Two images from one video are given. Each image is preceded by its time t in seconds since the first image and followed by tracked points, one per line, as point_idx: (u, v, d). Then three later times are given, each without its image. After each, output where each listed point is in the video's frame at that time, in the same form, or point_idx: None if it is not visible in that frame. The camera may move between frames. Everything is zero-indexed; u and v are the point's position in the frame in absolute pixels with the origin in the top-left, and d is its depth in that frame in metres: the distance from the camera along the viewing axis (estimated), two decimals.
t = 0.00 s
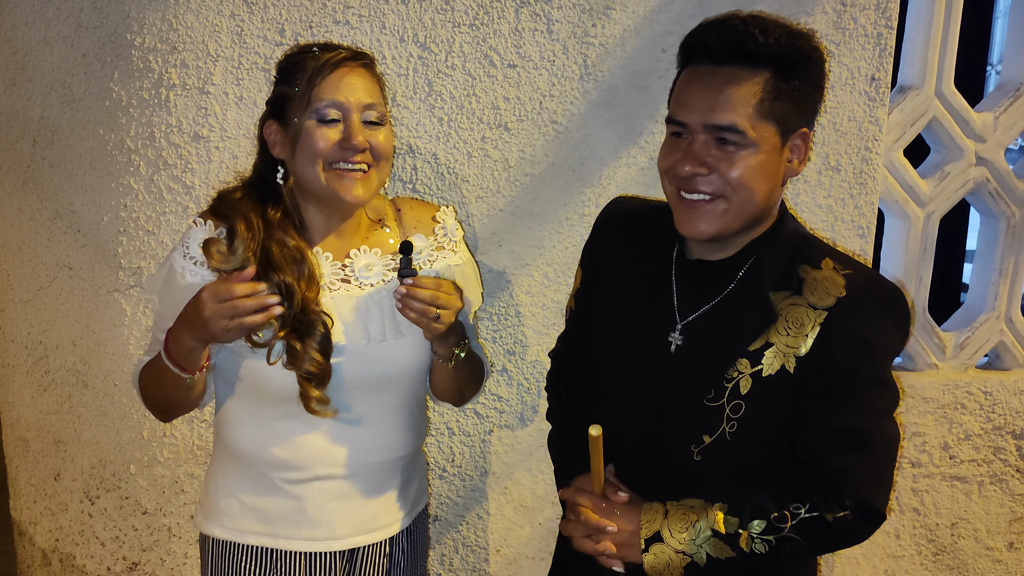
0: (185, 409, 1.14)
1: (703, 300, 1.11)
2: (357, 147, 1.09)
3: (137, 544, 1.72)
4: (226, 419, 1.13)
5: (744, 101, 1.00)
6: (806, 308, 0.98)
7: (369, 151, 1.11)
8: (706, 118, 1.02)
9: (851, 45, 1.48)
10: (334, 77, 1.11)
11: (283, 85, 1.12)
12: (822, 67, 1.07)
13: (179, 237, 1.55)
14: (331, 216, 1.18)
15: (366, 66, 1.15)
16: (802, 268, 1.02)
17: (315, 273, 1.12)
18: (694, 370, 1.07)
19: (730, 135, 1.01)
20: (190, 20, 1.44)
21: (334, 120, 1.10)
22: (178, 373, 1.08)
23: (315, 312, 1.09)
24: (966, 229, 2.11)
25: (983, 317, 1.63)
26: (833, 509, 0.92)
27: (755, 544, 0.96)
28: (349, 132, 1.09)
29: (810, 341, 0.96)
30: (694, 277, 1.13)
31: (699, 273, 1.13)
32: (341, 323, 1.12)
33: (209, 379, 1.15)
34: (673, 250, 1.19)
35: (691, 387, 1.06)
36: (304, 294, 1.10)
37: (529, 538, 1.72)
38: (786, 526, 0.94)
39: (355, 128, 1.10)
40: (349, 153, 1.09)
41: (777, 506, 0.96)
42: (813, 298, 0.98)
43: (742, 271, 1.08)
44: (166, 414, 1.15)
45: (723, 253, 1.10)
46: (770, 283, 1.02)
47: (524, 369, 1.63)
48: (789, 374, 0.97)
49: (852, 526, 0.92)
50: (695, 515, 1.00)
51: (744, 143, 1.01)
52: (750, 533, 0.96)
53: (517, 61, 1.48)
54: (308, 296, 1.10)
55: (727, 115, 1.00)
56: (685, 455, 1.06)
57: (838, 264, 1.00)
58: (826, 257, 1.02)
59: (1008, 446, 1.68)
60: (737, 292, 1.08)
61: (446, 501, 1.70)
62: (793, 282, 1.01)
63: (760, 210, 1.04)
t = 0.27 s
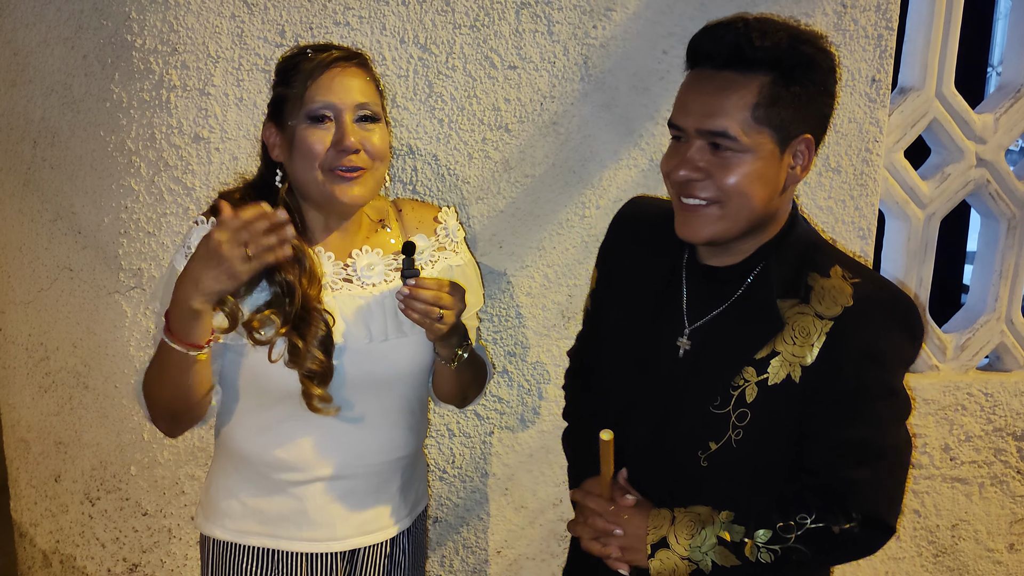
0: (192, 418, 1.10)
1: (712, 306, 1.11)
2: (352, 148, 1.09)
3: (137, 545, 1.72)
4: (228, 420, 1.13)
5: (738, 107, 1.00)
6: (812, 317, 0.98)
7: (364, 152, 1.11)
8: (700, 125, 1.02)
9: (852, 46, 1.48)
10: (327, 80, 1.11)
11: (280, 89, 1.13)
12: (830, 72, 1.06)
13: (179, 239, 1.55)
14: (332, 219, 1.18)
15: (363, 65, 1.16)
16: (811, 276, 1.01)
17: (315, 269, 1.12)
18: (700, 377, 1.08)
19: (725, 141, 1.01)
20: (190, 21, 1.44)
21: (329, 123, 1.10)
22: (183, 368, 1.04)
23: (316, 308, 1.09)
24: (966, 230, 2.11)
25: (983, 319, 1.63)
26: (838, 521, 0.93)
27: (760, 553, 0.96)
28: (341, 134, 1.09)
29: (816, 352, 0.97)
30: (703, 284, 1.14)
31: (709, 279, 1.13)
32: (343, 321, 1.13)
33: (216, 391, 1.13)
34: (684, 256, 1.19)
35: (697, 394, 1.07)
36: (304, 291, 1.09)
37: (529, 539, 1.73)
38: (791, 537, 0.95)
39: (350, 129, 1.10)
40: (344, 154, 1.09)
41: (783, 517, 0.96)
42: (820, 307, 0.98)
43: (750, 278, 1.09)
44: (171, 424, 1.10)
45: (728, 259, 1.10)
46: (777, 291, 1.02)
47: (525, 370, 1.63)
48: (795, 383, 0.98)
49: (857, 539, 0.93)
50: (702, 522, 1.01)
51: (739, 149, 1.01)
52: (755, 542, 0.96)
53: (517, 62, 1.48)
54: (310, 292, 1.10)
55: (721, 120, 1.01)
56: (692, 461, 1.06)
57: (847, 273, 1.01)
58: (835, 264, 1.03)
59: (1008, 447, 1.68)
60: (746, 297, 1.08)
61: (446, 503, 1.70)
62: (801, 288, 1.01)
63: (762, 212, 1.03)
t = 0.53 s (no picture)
0: (204, 422, 1.10)
1: (717, 309, 1.11)
2: (351, 150, 1.09)
3: (139, 546, 1.72)
4: (231, 422, 1.13)
5: (739, 113, 1.01)
6: (813, 324, 0.99)
7: (363, 155, 1.11)
8: (701, 130, 1.03)
9: (852, 49, 1.48)
10: (325, 83, 1.12)
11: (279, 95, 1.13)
12: (840, 77, 1.05)
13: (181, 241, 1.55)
14: (335, 220, 1.19)
15: (360, 67, 1.16)
16: (815, 283, 1.01)
17: (318, 273, 1.13)
18: (704, 381, 1.08)
19: (725, 146, 1.02)
20: (193, 23, 1.44)
21: (327, 126, 1.11)
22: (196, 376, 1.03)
23: (319, 312, 1.09)
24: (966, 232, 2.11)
25: (984, 321, 1.64)
26: (839, 527, 0.93)
27: (759, 557, 0.96)
28: (340, 136, 1.10)
29: (815, 358, 0.97)
30: (709, 285, 1.13)
31: (714, 281, 1.13)
32: (346, 322, 1.13)
33: (226, 399, 1.12)
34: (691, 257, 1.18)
35: (701, 399, 1.07)
36: (307, 294, 1.10)
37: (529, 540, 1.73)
38: (791, 541, 0.95)
39: (348, 131, 1.10)
40: (344, 157, 1.10)
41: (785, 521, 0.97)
42: (821, 315, 0.98)
43: (754, 284, 1.08)
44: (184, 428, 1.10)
45: (734, 263, 1.10)
46: (781, 296, 1.02)
47: (526, 372, 1.63)
48: (795, 390, 0.98)
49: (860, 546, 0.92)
50: (704, 524, 1.01)
51: (739, 154, 1.01)
52: (755, 545, 0.97)
53: (519, 64, 1.48)
54: (314, 296, 1.10)
55: (720, 125, 1.01)
56: (695, 464, 1.07)
57: (851, 279, 1.00)
58: (840, 270, 1.02)
59: (1009, 449, 1.68)
60: (750, 301, 1.08)
61: (447, 504, 1.70)
62: (802, 296, 1.01)
63: (765, 215, 1.03)
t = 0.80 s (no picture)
0: (205, 424, 1.10)
1: (706, 297, 1.11)
2: (356, 152, 1.09)
3: (140, 546, 1.72)
4: (233, 422, 1.13)
5: (732, 106, 1.01)
6: (806, 304, 1.00)
7: (368, 157, 1.11)
8: (694, 121, 1.04)
9: (854, 50, 1.48)
10: (332, 84, 1.11)
11: (284, 95, 1.14)
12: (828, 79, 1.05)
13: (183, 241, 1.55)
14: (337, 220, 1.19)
15: (366, 69, 1.16)
16: (803, 268, 1.04)
17: (320, 275, 1.13)
18: (698, 369, 1.08)
19: (715, 138, 1.02)
20: (195, 24, 1.44)
21: (334, 128, 1.10)
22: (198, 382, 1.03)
23: (320, 312, 1.09)
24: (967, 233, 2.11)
25: (985, 321, 1.64)
26: (849, 499, 0.93)
27: (773, 536, 0.96)
28: (346, 138, 1.09)
29: (811, 336, 0.98)
30: (697, 275, 1.13)
31: (702, 270, 1.12)
32: (350, 326, 1.13)
33: (226, 400, 1.12)
34: (677, 251, 1.19)
35: (696, 386, 1.07)
36: (309, 295, 1.09)
37: (530, 540, 1.73)
38: (803, 517, 0.95)
39: (355, 133, 1.10)
40: (349, 159, 1.09)
41: (793, 498, 0.97)
42: (813, 295, 1.00)
43: (744, 270, 1.08)
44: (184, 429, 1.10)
45: (722, 254, 1.10)
46: (773, 282, 1.05)
47: (527, 372, 1.63)
48: (791, 370, 0.99)
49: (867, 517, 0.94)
50: (715, 511, 0.99)
51: (729, 146, 1.01)
52: (769, 525, 0.96)
53: (520, 65, 1.49)
54: (316, 296, 1.10)
55: (714, 117, 1.02)
56: (692, 453, 1.07)
57: (838, 263, 1.03)
58: (826, 256, 1.05)
59: (1010, 450, 1.68)
60: (739, 290, 1.08)
61: (449, 504, 1.70)
62: (795, 279, 1.03)
63: (750, 208, 1.04)
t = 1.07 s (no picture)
0: (206, 421, 1.10)
1: (686, 289, 1.12)
2: (369, 157, 1.09)
3: (141, 546, 1.72)
4: (234, 420, 1.13)
5: (727, 98, 1.02)
6: (788, 283, 1.01)
7: (380, 163, 1.12)
8: (690, 115, 1.03)
9: (854, 51, 1.49)
10: (349, 87, 1.12)
11: (296, 93, 1.14)
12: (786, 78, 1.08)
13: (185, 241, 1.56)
14: (341, 222, 1.19)
15: (383, 76, 1.16)
16: (782, 250, 1.05)
17: (323, 275, 1.13)
18: (685, 356, 1.08)
19: (714, 129, 1.02)
20: (197, 25, 1.45)
21: (348, 131, 1.11)
22: (198, 380, 1.04)
23: (323, 313, 1.10)
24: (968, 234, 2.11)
25: (985, 322, 1.64)
26: (840, 468, 0.96)
27: (773, 511, 0.96)
28: (360, 143, 1.10)
29: (796, 314, 1.00)
30: (676, 267, 1.14)
31: (680, 263, 1.13)
32: (352, 326, 1.13)
33: (226, 398, 1.13)
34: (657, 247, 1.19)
35: (684, 372, 1.07)
36: (311, 296, 1.10)
37: (531, 540, 1.73)
38: (800, 490, 0.96)
39: (368, 139, 1.11)
40: (361, 164, 1.10)
41: (788, 471, 0.98)
42: (794, 274, 1.02)
43: (726, 255, 1.09)
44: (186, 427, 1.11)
45: (701, 243, 1.10)
46: (756, 266, 1.05)
47: (527, 373, 1.64)
48: (780, 347, 1.00)
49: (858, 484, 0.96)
50: (714, 491, 0.98)
51: (727, 137, 1.02)
52: (767, 501, 0.96)
53: (522, 66, 1.49)
54: (319, 297, 1.11)
55: (705, 110, 1.02)
56: (683, 438, 1.07)
57: (815, 244, 1.05)
58: (802, 239, 1.06)
59: (1010, 450, 1.68)
60: (718, 280, 1.09)
61: (449, 504, 1.70)
62: (774, 262, 1.04)
63: (740, 200, 1.05)
